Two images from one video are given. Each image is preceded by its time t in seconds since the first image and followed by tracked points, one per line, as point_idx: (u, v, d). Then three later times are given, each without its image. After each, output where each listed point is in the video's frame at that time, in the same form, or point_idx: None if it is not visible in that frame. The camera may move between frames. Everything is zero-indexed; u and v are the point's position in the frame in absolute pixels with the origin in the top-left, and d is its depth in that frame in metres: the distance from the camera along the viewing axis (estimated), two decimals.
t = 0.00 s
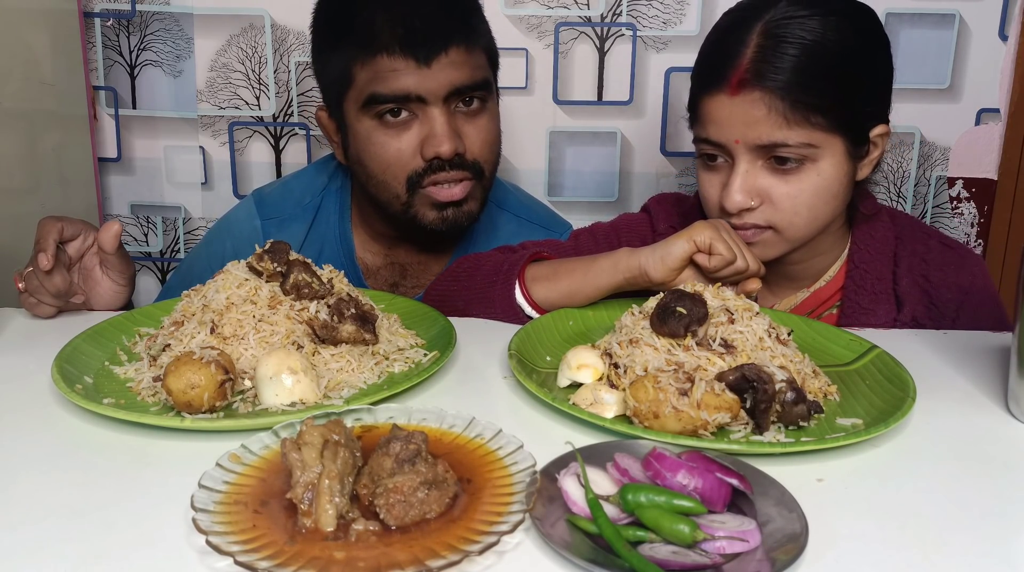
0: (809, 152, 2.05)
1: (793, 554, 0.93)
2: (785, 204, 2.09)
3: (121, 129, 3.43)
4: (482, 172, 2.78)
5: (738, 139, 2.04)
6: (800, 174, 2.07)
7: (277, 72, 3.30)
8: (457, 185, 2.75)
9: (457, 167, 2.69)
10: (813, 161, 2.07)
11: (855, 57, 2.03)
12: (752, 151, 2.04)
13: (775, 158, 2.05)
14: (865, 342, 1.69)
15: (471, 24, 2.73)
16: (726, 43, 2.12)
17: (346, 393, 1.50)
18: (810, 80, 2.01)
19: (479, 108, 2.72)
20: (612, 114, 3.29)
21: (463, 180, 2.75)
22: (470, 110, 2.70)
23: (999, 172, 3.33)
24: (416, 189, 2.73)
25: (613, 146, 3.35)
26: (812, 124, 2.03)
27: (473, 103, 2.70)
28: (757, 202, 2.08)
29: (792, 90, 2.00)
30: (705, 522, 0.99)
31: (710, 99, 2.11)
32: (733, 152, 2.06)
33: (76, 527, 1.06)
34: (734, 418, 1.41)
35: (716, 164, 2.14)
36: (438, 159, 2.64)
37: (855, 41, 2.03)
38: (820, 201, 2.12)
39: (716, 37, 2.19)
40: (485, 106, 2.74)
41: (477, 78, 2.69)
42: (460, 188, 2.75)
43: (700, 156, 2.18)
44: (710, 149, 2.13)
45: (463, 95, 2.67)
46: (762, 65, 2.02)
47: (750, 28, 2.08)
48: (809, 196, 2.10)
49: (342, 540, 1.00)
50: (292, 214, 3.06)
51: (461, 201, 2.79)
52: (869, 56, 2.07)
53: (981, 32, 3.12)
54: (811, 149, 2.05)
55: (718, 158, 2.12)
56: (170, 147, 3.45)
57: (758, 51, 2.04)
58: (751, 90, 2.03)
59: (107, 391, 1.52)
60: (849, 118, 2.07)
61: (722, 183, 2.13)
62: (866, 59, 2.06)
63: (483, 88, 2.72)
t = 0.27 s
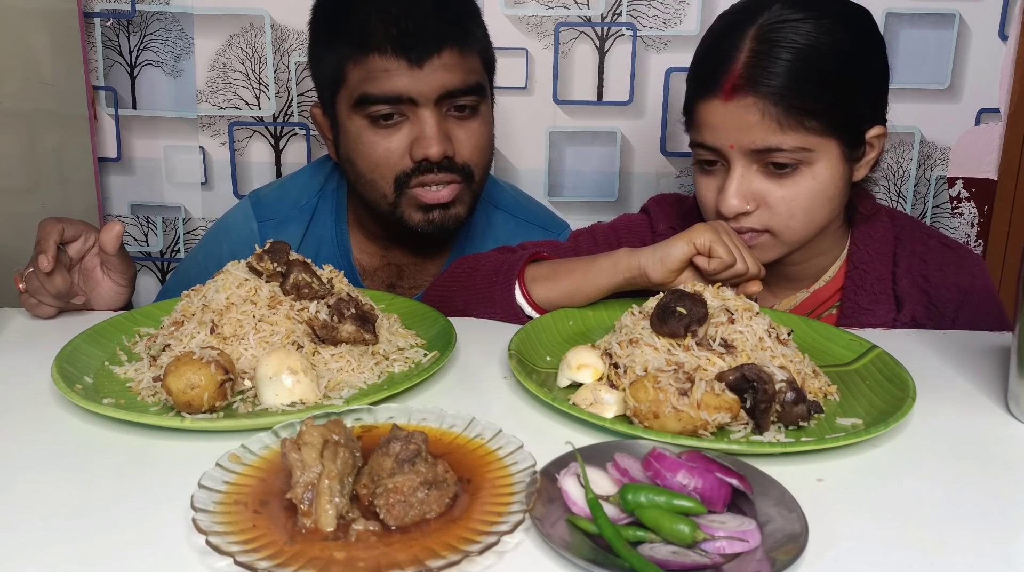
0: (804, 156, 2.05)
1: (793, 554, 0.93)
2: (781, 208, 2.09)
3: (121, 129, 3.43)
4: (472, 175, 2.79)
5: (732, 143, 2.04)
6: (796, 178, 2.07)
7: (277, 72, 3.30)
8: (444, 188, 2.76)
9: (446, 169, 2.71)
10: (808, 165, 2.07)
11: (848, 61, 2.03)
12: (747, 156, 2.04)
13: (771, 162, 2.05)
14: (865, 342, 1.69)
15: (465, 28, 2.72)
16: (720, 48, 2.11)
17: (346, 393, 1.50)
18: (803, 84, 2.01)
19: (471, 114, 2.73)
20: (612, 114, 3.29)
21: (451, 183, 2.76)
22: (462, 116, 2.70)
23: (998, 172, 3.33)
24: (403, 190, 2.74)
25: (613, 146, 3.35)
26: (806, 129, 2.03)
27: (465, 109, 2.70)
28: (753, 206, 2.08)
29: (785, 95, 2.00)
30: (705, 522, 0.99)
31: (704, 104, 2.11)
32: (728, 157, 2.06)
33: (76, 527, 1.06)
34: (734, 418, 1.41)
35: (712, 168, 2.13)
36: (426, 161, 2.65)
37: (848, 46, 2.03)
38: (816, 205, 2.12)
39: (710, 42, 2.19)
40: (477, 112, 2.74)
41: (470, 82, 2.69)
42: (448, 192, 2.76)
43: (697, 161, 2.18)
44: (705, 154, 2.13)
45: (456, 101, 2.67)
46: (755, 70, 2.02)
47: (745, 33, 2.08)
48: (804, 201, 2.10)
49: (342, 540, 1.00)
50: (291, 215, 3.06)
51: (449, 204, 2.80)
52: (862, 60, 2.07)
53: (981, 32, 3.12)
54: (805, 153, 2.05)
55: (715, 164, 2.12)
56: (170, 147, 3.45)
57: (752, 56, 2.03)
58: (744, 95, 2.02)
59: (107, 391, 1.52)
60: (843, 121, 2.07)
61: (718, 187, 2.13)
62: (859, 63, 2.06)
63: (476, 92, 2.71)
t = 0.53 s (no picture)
0: (802, 155, 2.04)
1: (793, 554, 0.93)
2: (780, 209, 2.08)
3: (121, 129, 3.43)
4: (471, 174, 2.78)
5: (730, 144, 2.04)
6: (793, 178, 2.06)
7: (277, 72, 3.30)
8: (443, 185, 2.75)
9: (446, 169, 2.70)
10: (805, 165, 2.06)
11: (845, 62, 2.04)
12: (744, 157, 2.03)
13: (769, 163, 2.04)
14: (865, 342, 1.69)
15: (468, 27, 2.73)
16: (716, 50, 2.12)
17: (346, 393, 1.50)
18: (799, 85, 2.01)
19: (472, 116, 2.72)
20: (612, 114, 3.29)
21: (451, 183, 2.75)
22: (463, 117, 2.70)
23: (998, 172, 3.33)
24: (401, 186, 2.74)
25: (613, 146, 3.35)
26: (803, 129, 2.03)
27: (466, 111, 2.70)
28: (751, 207, 2.08)
29: (781, 96, 2.00)
30: (705, 522, 0.99)
31: (700, 105, 2.11)
32: (726, 159, 2.05)
33: (76, 527, 1.06)
34: (734, 418, 1.41)
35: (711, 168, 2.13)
36: (425, 160, 2.65)
37: (844, 47, 2.03)
38: (814, 205, 2.12)
39: (707, 44, 2.19)
40: (478, 113, 2.73)
41: (470, 83, 2.68)
42: (446, 189, 2.75)
43: (696, 162, 2.18)
44: (704, 155, 2.12)
45: (457, 103, 2.67)
46: (751, 71, 2.02)
47: (742, 34, 2.08)
48: (802, 201, 2.09)
49: (342, 540, 1.00)
50: (291, 215, 3.06)
51: (448, 200, 2.78)
52: (858, 61, 2.07)
53: (981, 32, 3.12)
54: (803, 153, 2.04)
55: (713, 165, 2.11)
56: (170, 147, 3.45)
57: (747, 58, 2.04)
58: (740, 96, 2.02)
59: (107, 391, 1.52)
60: (839, 122, 2.07)
61: (717, 188, 2.13)
62: (855, 64, 2.06)
63: (477, 93, 2.70)
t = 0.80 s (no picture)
0: (791, 158, 2.05)
1: (793, 554, 0.93)
2: (768, 210, 2.09)
3: (121, 129, 3.43)
4: (473, 179, 2.79)
5: (721, 144, 2.04)
6: (782, 180, 2.07)
7: (277, 72, 3.29)
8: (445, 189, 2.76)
9: (447, 173, 2.71)
10: (797, 167, 2.07)
11: (838, 66, 2.03)
12: (734, 157, 2.04)
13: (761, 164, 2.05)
14: (865, 342, 1.69)
15: (472, 31, 2.73)
16: (713, 50, 2.12)
17: (346, 393, 1.50)
18: (791, 88, 2.01)
19: (475, 120, 2.71)
20: (612, 114, 3.29)
21: (451, 187, 2.76)
22: (466, 121, 2.70)
23: (998, 172, 3.33)
24: (403, 191, 2.74)
25: (613, 146, 3.35)
26: (792, 132, 2.03)
27: (469, 115, 2.69)
28: (741, 208, 2.09)
29: (772, 98, 2.00)
30: (705, 522, 0.99)
31: (693, 105, 2.11)
32: (717, 158, 2.06)
33: (76, 527, 1.06)
34: (734, 418, 1.41)
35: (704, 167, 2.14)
36: (428, 164, 2.66)
37: (839, 52, 2.03)
38: (802, 207, 2.12)
39: (703, 44, 2.19)
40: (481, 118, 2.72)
41: (474, 88, 2.67)
42: (447, 192, 2.76)
43: (691, 161, 2.18)
44: (697, 154, 2.13)
45: (459, 107, 2.66)
46: (744, 72, 2.02)
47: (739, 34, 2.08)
48: (790, 202, 2.09)
49: (343, 540, 1.00)
50: (291, 215, 3.06)
51: (449, 203, 2.78)
52: (854, 66, 2.06)
53: (981, 32, 3.12)
54: (791, 156, 2.05)
55: (706, 163, 2.12)
56: (170, 147, 3.45)
57: (741, 59, 2.04)
58: (731, 97, 2.02)
59: (107, 391, 1.52)
60: (831, 126, 2.06)
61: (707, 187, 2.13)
62: (850, 68, 2.06)
63: (480, 97, 2.70)
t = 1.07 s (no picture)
0: (793, 159, 2.05)
1: (793, 554, 0.93)
2: (769, 211, 2.08)
3: (121, 129, 3.43)
4: (470, 180, 2.79)
5: (722, 146, 2.04)
6: (784, 180, 2.07)
7: (277, 72, 3.29)
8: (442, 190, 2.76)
9: (445, 174, 2.71)
10: (799, 168, 2.07)
11: (839, 67, 2.03)
12: (736, 158, 2.04)
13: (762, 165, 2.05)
14: (865, 342, 1.69)
15: (470, 31, 2.73)
16: (712, 51, 2.12)
17: (346, 393, 1.50)
18: (792, 88, 2.00)
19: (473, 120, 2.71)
20: (612, 114, 3.29)
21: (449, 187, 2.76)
22: (464, 121, 2.70)
23: (999, 172, 3.33)
24: (400, 193, 2.74)
25: (613, 146, 3.35)
26: (794, 132, 2.03)
27: (468, 115, 2.69)
28: (741, 209, 2.09)
29: (773, 98, 1.99)
30: (705, 522, 0.99)
31: (694, 106, 2.11)
32: (718, 159, 2.06)
33: (76, 527, 1.06)
34: (734, 419, 1.41)
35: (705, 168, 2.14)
36: (425, 165, 2.66)
37: (839, 52, 2.03)
38: (803, 209, 2.12)
39: (703, 45, 2.19)
40: (479, 118, 2.73)
41: (471, 88, 2.68)
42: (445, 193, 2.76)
43: (691, 161, 2.18)
44: (698, 155, 2.13)
45: (457, 107, 2.66)
46: (744, 73, 2.02)
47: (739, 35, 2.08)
48: (792, 203, 2.09)
49: (342, 540, 1.00)
50: (291, 215, 3.06)
51: (446, 204, 2.79)
52: (854, 65, 2.06)
53: (981, 32, 3.12)
54: (793, 157, 2.05)
55: (706, 164, 2.12)
56: (170, 147, 3.45)
57: (742, 59, 2.03)
58: (732, 98, 2.02)
59: (107, 391, 1.52)
60: (832, 126, 2.06)
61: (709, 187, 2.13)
62: (850, 68, 2.06)
63: (478, 98, 2.70)
